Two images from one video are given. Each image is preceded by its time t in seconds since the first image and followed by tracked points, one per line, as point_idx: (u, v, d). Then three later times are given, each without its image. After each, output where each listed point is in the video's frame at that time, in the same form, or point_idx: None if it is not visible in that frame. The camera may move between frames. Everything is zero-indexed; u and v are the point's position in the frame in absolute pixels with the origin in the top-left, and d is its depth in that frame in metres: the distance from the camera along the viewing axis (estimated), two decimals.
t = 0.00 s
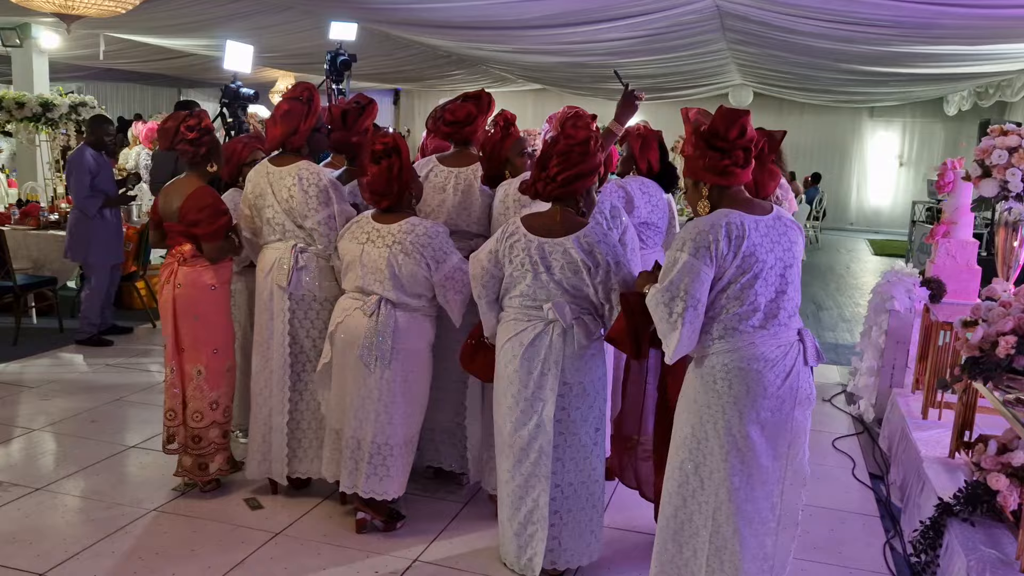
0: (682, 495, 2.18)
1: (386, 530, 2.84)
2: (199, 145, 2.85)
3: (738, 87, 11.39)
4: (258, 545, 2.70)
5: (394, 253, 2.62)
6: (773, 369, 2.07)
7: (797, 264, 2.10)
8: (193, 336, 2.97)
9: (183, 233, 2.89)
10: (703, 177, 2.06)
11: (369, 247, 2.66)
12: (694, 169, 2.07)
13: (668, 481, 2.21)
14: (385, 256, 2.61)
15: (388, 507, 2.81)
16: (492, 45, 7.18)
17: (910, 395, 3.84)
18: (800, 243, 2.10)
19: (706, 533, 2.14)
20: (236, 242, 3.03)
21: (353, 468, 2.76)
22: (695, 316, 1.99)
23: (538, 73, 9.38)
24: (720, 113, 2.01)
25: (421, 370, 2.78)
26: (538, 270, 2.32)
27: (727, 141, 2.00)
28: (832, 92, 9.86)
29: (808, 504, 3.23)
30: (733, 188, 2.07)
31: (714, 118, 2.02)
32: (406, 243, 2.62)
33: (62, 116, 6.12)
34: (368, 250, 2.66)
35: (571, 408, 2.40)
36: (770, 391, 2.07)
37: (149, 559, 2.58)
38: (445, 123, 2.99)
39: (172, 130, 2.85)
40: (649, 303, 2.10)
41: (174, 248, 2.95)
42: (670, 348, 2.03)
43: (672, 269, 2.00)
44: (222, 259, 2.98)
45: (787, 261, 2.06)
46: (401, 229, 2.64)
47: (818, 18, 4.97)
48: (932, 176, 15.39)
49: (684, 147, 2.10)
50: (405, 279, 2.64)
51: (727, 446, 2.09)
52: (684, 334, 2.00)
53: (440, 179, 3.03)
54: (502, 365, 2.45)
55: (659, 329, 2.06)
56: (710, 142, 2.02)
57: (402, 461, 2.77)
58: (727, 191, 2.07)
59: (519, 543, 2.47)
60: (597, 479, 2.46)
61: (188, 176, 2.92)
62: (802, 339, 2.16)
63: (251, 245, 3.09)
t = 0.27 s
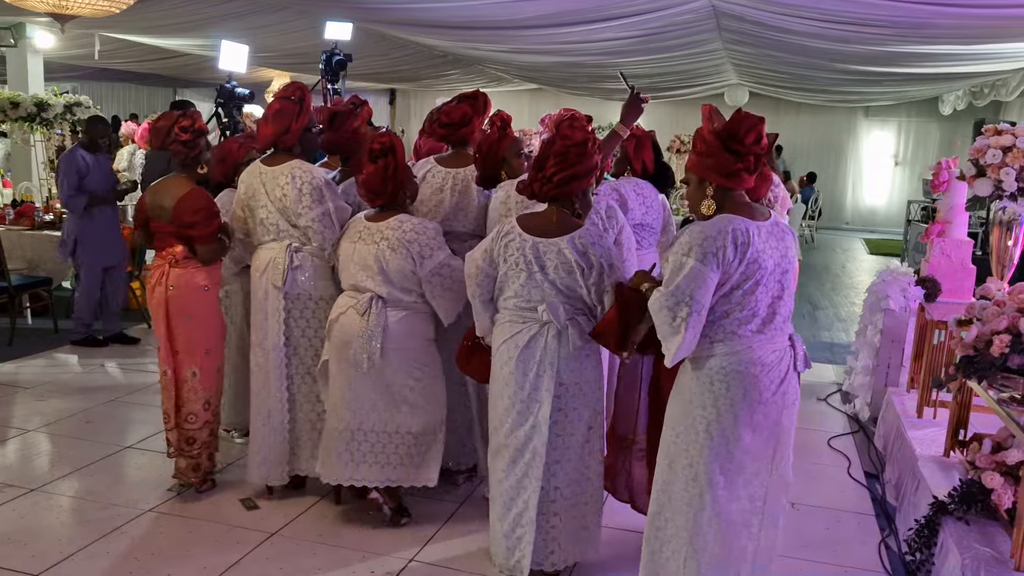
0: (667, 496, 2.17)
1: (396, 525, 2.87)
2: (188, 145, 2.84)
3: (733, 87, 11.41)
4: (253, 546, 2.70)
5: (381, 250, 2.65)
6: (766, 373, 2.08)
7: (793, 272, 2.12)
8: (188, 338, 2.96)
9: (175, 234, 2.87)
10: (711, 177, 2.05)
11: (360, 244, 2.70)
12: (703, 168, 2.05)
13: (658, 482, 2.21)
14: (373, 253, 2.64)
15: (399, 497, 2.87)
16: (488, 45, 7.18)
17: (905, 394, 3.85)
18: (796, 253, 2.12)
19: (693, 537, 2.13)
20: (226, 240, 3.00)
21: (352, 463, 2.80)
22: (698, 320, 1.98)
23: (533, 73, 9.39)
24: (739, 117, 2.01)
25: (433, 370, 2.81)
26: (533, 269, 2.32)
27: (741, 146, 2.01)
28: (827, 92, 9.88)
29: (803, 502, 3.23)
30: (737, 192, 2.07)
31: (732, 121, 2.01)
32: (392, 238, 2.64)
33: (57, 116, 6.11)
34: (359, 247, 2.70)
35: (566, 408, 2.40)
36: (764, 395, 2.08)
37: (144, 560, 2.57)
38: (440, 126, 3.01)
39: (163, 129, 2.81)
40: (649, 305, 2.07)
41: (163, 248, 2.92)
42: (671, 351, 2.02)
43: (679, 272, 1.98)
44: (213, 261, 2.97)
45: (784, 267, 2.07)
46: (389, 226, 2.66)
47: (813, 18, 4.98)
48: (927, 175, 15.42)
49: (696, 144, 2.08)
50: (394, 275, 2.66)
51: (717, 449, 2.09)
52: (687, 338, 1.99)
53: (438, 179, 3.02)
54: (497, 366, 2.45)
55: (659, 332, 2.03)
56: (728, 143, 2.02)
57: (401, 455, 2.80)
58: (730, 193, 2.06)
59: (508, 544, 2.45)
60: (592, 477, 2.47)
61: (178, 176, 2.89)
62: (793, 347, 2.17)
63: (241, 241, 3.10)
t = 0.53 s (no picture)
0: (683, 491, 2.17)
1: (428, 513, 2.98)
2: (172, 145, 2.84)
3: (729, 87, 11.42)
4: (250, 546, 2.70)
5: (385, 250, 2.67)
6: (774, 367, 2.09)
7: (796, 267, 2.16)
8: (177, 337, 2.96)
9: (162, 235, 2.87)
10: (730, 173, 2.04)
11: (362, 246, 2.71)
12: (725, 162, 2.04)
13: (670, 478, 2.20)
14: (377, 253, 2.66)
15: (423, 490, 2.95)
16: (484, 45, 7.19)
17: (899, 394, 3.86)
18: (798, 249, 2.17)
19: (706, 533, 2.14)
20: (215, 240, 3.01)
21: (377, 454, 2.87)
22: (718, 313, 1.97)
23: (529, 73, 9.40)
24: (772, 118, 1.98)
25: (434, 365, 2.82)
26: (527, 265, 2.32)
27: (766, 148, 2.00)
28: (823, 92, 9.90)
29: (799, 502, 3.24)
30: (749, 191, 2.09)
31: (765, 120, 1.99)
32: (396, 238, 2.66)
33: (51, 116, 6.09)
34: (361, 249, 2.71)
35: (558, 405, 2.40)
36: (774, 390, 2.10)
37: (140, 560, 2.57)
38: (439, 124, 3.00)
39: (146, 132, 2.83)
40: (664, 297, 2.05)
41: (152, 248, 2.92)
42: (690, 344, 2.00)
43: (701, 265, 1.97)
44: (202, 261, 2.96)
45: (789, 262, 2.11)
46: (394, 225, 2.67)
47: (808, 18, 4.99)
48: (921, 175, 15.47)
49: (722, 135, 2.05)
50: (400, 275, 2.68)
51: (730, 443, 2.10)
52: (707, 331, 1.97)
53: (430, 177, 3.03)
54: (490, 364, 2.46)
55: (676, 324, 2.02)
56: (752, 142, 2.00)
57: (405, 455, 2.82)
58: (744, 192, 2.07)
59: (507, 545, 2.46)
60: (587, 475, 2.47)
61: (166, 176, 2.90)
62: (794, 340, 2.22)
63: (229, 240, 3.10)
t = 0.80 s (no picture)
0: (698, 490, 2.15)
1: (424, 512, 2.97)
2: (153, 146, 2.87)
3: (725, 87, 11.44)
4: (245, 546, 2.69)
5: (399, 254, 2.65)
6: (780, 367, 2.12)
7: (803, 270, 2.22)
8: (159, 334, 2.95)
9: (147, 231, 2.87)
10: (748, 171, 2.05)
11: (372, 249, 2.69)
12: (742, 160, 2.04)
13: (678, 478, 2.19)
14: (390, 258, 2.64)
15: (424, 491, 2.94)
16: (480, 45, 7.18)
17: (895, 393, 3.86)
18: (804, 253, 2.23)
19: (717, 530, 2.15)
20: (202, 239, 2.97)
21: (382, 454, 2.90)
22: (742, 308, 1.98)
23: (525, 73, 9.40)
24: (792, 119, 1.99)
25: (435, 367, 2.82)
26: (520, 261, 2.32)
27: (785, 148, 2.01)
28: (819, 91, 9.92)
29: (795, 501, 3.24)
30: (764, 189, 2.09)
31: (784, 121, 2.00)
32: (410, 243, 2.65)
33: (46, 116, 6.07)
34: (372, 253, 2.69)
35: (550, 405, 2.39)
36: (783, 388, 2.13)
37: (135, 561, 2.56)
38: (432, 124, 3.00)
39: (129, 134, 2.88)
40: (687, 288, 2.05)
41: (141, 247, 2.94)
42: (714, 337, 2.00)
43: (731, 259, 1.98)
44: (187, 258, 2.94)
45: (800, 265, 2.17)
46: (403, 231, 2.66)
47: (803, 17, 5.00)
48: (917, 174, 15.51)
49: (742, 133, 2.05)
50: (415, 279, 2.68)
51: (745, 440, 2.12)
52: (729, 325, 1.98)
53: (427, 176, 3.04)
54: (484, 361, 2.45)
55: (701, 316, 2.01)
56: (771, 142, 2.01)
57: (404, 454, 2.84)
58: (762, 191, 2.08)
59: (501, 541, 2.47)
60: (581, 476, 2.47)
61: (155, 175, 2.93)
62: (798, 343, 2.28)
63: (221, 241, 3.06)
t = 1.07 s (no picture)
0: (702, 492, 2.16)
1: (420, 512, 2.98)
2: (139, 145, 2.87)
3: (720, 87, 11.46)
4: (241, 547, 2.69)
5: (405, 258, 2.65)
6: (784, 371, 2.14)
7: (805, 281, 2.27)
8: (146, 334, 2.95)
9: (135, 231, 2.89)
10: (761, 174, 2.05)
11: (377, 253, 2.68)
12: (756, 163, 2.05)
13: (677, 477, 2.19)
14: (396, 262, 2.64)
15: (421, 493, 2.94)
16: (476, 45, 7.19)
17: (890, 392, 3.87)
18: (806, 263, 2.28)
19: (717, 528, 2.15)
20: (196, 244, 3.09)
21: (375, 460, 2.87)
22: (758, 307, 1.99)
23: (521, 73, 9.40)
24: (804, 126, 2.03)
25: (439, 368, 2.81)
26: (514, 262, 2.32)
27: (797, 152, 2.04)
28: (815, 92, 9.94)
29: (790, 500, 3.25)
30: (775, 193, 2.10)
31: (795, 128, 2.04)
32: (416, 245, 2.65)
33: (41, 116, 6.06)
34: (377, 256, 2.68)
35: (547, 406, 2.40)
36: (784, 392, 2.16)
37: (132, 562, 2.56)
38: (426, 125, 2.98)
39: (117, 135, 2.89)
40: (705, 283, 2.05)
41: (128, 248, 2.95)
42: (731, 334, 2.01)
43: (752, 257, 1.99)
44: (172, 258, 2.95)
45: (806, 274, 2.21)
46: (410, 233, 2.65)
47: (798, 18, 5.01)
48: (911, 175, 15.55)
49: (756, 136, 2.05)
50: (420, 282, 2.68)
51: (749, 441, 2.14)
52: (745, 323, 1.99)
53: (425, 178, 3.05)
54: (480, 362, 2.45)
55: (717, 314, 2.01)
56: (786, 147, 2.03)
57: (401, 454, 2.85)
58: (773, 194, 2.09)
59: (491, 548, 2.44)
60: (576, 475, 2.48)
61: (144, 176, 2.93)
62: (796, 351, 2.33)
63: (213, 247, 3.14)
